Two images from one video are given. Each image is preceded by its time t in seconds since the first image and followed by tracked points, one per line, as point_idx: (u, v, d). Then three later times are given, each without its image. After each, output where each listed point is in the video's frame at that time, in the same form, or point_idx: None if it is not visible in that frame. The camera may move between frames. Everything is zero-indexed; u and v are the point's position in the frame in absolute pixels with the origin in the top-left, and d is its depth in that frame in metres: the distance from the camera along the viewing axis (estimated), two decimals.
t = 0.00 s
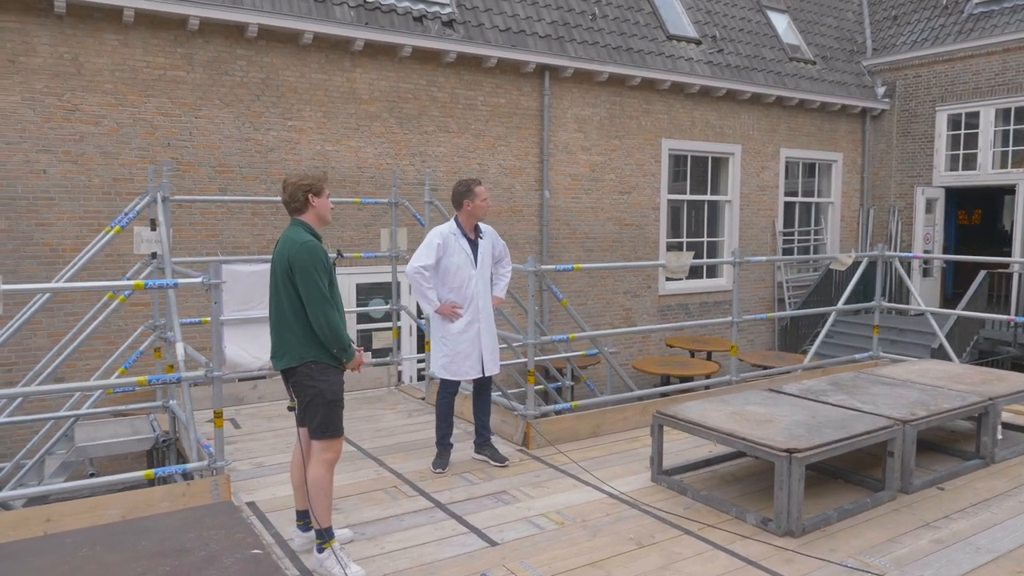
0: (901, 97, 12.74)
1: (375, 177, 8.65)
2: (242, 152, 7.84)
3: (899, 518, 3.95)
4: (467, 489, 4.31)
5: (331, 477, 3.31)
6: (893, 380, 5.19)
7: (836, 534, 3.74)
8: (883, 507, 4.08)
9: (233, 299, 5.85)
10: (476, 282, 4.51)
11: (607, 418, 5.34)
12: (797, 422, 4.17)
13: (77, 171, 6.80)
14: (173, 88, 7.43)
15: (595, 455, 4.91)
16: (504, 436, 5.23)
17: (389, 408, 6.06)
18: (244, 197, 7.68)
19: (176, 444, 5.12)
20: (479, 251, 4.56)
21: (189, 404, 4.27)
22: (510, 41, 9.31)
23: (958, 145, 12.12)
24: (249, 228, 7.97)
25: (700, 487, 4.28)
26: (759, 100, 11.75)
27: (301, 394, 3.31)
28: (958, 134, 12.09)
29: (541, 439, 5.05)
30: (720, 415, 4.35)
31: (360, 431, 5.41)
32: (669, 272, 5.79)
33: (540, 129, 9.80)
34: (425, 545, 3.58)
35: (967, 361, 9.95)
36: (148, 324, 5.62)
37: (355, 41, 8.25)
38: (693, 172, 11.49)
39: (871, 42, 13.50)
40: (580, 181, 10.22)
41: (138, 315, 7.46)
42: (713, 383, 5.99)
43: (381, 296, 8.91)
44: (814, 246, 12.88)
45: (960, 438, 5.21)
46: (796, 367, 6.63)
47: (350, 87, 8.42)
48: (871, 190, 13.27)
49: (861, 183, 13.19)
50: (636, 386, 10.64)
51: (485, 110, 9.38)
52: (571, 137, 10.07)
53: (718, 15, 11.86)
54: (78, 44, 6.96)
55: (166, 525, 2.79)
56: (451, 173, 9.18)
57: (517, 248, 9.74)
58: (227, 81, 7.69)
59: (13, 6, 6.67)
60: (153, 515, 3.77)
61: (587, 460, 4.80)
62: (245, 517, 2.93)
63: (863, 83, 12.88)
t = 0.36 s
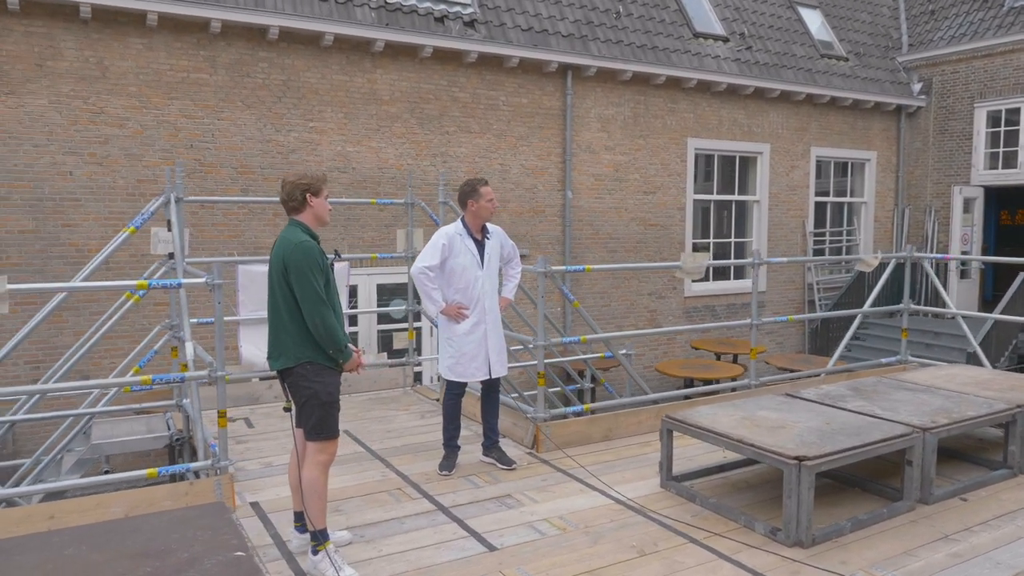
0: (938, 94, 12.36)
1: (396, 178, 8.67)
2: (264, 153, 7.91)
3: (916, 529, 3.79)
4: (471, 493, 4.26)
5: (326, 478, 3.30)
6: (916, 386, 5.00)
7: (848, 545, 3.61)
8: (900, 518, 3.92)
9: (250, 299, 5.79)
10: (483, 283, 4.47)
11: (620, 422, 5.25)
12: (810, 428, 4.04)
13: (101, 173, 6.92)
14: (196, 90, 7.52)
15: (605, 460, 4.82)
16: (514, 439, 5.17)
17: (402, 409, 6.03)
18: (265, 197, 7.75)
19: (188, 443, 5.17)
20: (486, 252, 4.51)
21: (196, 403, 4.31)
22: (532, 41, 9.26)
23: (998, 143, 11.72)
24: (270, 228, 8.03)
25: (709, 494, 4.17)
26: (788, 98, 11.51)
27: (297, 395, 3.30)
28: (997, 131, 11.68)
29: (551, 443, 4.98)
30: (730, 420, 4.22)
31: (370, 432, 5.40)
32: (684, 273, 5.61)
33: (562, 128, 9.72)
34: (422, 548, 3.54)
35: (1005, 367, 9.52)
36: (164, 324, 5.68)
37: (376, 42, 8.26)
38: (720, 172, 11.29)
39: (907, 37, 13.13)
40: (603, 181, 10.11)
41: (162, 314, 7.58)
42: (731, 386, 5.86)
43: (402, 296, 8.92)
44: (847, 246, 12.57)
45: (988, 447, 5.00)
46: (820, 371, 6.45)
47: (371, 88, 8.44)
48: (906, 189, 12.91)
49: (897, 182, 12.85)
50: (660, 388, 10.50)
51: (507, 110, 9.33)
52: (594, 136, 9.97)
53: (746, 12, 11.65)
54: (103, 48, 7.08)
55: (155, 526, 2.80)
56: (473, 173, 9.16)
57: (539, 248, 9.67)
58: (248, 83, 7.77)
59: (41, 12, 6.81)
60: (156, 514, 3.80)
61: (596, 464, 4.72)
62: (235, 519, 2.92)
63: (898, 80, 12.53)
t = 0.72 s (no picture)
0: (970, 91, 12.04)
1: (413, 177, 8.69)
2: (282, 153, 7.97)
3: (926, 536, 3.68)
4: (473, 492, 4.23)
5: (319, 476, 3.31)
6: (934, 390, 4.86)
7: (853, 552, 3.51)
8: (910, 524, 3.81)
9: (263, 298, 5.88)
10: (486, 281, 4.47)
11: (628, 423, 5.19)
12: (817, 431, 3.94)
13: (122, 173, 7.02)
14: (215, 90, 7.61)
15: (611, 461, 4.76)
16: (520, 439, 5.14)
17: (412, 408, 6.03)
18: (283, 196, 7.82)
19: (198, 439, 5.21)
20: (490, 250, 4.51)
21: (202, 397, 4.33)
22: (551, 39, 9.21)
23: None
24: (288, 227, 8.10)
25: (714, 497, 4.09)
26: (814, 96, 11.31)
27: (290, 392, 3.30)
28: None
29: (557, 443, 4.93)
30: (736, 422, 4.14)
31: (378, 430, 5.40)
32: (696, 273, 5.49)
33: (581, 127, 9.66)
34: (418, 547, 3.52)
35: None
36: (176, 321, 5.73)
37: (393, 41, 8.28)
38: (743, 171, 11.13)
39: (939, 33, 12.83)
40: (623, 180, 10.02)
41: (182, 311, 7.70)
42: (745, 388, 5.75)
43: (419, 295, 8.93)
44: (874, 247, 12.31)
45: (1008, 453, 4.84)
46: (837, 373, 6.31)
47: (389, 87, 8.47)
48: (936, 189, 12.62)
49: (926, 181, 12.55)
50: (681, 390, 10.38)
51: (526, 109, 9.30)
52: (614, 135, 9.89)
53: (771, 9, 11.47)
54: (124, 49, 7.19)
55: (145, 520, 2.81)
56: (491, 172, 9.14)
57: (557, 248, 9.63)
58: (267, 83, 7.84)
59: (64, 14, 6.95)
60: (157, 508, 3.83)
61: (601, 465, 4.66)
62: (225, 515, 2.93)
63: (929, 77, 12.24)
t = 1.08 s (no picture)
0: (1001, 88, 11.73)
1: (428, 178, 8.70)
2: (297, 154, 8.03)
3: (931, 548, 3.57)
4: (471, 495, 4.22)
5: (312, 477, 3.29)
6: (947, 396, 4.73)
7: (853, 562, 3.42)
8: (915, 535, 3.71)
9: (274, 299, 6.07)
10: (487, 283, 4.48)
11: (633, 427, 5.13)
12: (820, 438, 3.85)
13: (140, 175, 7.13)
14: (231, 93, 7.70)
15: (614, 465, 4.71)
16: (524, 441, 5.11)
17: (420, 409, 6.02)
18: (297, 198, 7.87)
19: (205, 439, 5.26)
20: (491, 252, 4.52)
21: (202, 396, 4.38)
22: (567, 39, 9.16)
23: None
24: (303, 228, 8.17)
25: (714, 504, 4.02)
26: (837, 94, 11.11)
27: (284, 393, 3.27)
28: None
29: (560, 446, 4.89)
30: (738, 427, 4.07)
31: (383, 431, 5.41)
32: (704, 275, 5.41)
33: (597, 127, 9.60)
34: (410, 550, 3.51)
35: None
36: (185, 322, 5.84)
37: (407, 43, 8.30)
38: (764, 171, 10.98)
39: (968, 29, 12.52)
40: (640, 181, 9.93)
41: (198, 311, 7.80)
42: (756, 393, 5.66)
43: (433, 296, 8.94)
44: (900, 248, 12.05)
45: None
46: (852, 378, 6.18)
47: (403, 89, 8.49)
48: (965, 189, 12.32)
49: (955, 181, 12.26)
50: (698, 393, 10.27)
51: (541, 110, 9.27)
52: (631, 135, 9.82)
53: (794, 6, 11.29)
54: (142, 53, 7.30)
55: (132, 519, 2.83)
56: (506, 173, 9.12)
57: (572, 249, 9.58)
58: (282, 85, 7.91)
59: (83, 19, 7.07)
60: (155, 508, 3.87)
61: (604, 469, 4.61)
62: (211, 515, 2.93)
63: (957, 74, 11.95)
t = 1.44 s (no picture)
0: None
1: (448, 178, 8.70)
2: (317, 155, 8.09)
3: (944, 562, 3.43)
4: (473, 497, 4.18)
5: (306, 478, 3.28)
6: (970, 403, 4.55)
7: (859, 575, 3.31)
8: (928, 548, 3.57)
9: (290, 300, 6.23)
10: (491, 284, 4.53)
11: (645, 431, 5.04)
12: (830, 445, 3.74)
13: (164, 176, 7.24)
14: (253, 94, 7.78)
15: (623, 469, 4.64)
16: (533, 444, 5.06)
17: (432, 410, 6.01)
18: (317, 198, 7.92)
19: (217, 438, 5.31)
20: (496, 253, 4.58)
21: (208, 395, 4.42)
22: (589, 38, 9.08)
23: None
24: (324, 228, 8.23)
25: (720, 511, 3.93)
26: (870, 92, 10.83)
27: (278, 393, 3.27)
28: None
29: (568, 449, 4.83)
30: (745, 433, 3.96)
31: (393, 432, 5.41)
32: (718, 277, 5.31)
33: (620, 127, 9.50)
34: (405, 552, 3.49)
35: None
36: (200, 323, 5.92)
37: (428, 43, 8.30)
38: (793, 171, 10.76)
39: (1010, 23, 12.11)
40: (664, 181, 9.80)
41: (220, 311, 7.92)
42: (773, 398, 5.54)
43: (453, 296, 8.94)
44: (935, 250, 11.68)
45: None
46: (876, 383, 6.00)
47: (424, 89, 8.50)
48: (1005, 188, 11.92)
49: (994, 180, 11.87)
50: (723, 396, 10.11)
51: (563, 109, 9.21)
52: (655, 135, 9.70)
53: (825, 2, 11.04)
54: (166, 56, 7.42)
55: (123, 517, 2.84)
56: (527, 173, 9.08)
57: (594, 250, 9.50)
58: (303, 87, 7.97)
59: (109, 23, 7.21)
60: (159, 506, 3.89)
61: (611, 473, 4.54)
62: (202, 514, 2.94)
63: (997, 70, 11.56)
